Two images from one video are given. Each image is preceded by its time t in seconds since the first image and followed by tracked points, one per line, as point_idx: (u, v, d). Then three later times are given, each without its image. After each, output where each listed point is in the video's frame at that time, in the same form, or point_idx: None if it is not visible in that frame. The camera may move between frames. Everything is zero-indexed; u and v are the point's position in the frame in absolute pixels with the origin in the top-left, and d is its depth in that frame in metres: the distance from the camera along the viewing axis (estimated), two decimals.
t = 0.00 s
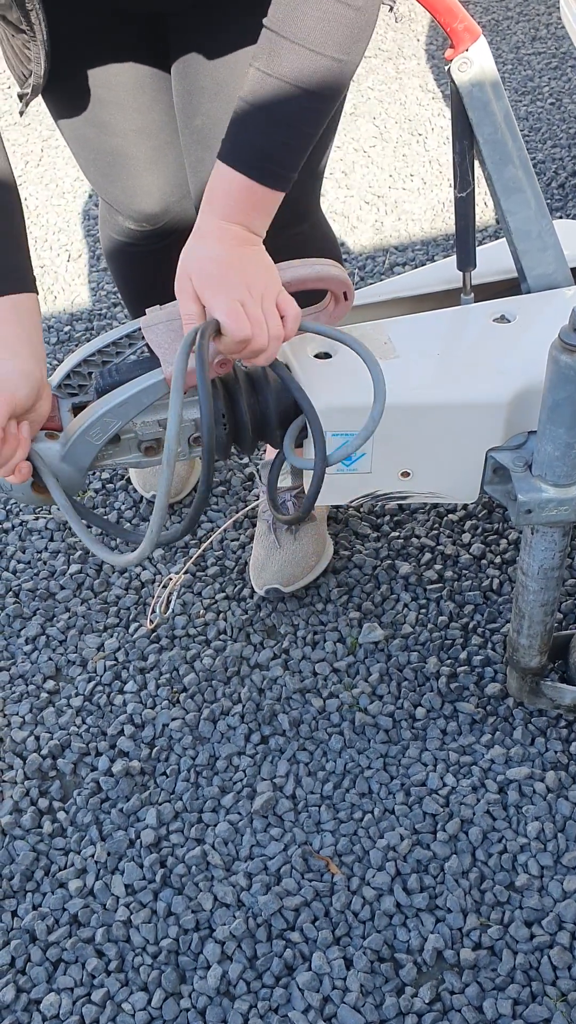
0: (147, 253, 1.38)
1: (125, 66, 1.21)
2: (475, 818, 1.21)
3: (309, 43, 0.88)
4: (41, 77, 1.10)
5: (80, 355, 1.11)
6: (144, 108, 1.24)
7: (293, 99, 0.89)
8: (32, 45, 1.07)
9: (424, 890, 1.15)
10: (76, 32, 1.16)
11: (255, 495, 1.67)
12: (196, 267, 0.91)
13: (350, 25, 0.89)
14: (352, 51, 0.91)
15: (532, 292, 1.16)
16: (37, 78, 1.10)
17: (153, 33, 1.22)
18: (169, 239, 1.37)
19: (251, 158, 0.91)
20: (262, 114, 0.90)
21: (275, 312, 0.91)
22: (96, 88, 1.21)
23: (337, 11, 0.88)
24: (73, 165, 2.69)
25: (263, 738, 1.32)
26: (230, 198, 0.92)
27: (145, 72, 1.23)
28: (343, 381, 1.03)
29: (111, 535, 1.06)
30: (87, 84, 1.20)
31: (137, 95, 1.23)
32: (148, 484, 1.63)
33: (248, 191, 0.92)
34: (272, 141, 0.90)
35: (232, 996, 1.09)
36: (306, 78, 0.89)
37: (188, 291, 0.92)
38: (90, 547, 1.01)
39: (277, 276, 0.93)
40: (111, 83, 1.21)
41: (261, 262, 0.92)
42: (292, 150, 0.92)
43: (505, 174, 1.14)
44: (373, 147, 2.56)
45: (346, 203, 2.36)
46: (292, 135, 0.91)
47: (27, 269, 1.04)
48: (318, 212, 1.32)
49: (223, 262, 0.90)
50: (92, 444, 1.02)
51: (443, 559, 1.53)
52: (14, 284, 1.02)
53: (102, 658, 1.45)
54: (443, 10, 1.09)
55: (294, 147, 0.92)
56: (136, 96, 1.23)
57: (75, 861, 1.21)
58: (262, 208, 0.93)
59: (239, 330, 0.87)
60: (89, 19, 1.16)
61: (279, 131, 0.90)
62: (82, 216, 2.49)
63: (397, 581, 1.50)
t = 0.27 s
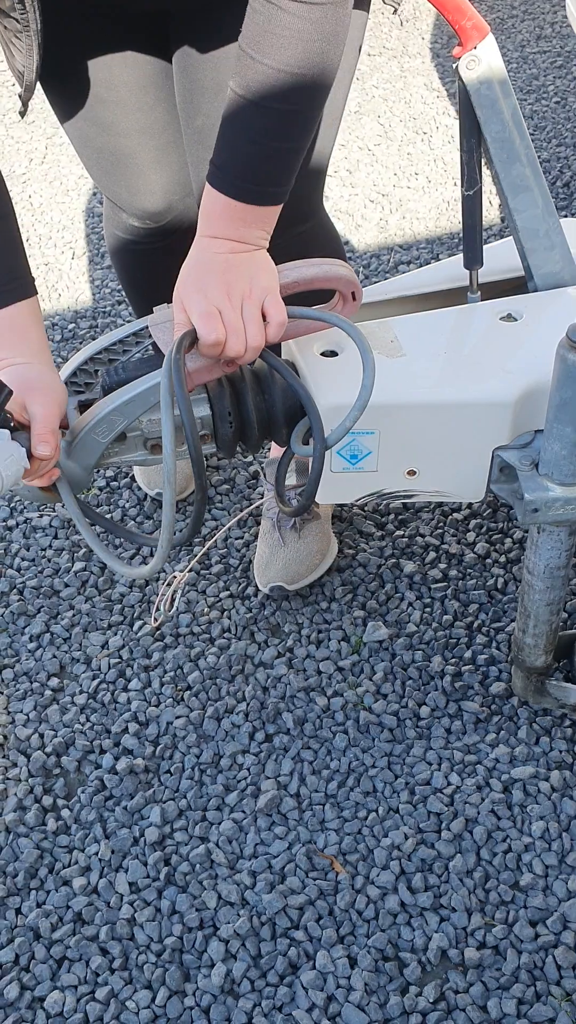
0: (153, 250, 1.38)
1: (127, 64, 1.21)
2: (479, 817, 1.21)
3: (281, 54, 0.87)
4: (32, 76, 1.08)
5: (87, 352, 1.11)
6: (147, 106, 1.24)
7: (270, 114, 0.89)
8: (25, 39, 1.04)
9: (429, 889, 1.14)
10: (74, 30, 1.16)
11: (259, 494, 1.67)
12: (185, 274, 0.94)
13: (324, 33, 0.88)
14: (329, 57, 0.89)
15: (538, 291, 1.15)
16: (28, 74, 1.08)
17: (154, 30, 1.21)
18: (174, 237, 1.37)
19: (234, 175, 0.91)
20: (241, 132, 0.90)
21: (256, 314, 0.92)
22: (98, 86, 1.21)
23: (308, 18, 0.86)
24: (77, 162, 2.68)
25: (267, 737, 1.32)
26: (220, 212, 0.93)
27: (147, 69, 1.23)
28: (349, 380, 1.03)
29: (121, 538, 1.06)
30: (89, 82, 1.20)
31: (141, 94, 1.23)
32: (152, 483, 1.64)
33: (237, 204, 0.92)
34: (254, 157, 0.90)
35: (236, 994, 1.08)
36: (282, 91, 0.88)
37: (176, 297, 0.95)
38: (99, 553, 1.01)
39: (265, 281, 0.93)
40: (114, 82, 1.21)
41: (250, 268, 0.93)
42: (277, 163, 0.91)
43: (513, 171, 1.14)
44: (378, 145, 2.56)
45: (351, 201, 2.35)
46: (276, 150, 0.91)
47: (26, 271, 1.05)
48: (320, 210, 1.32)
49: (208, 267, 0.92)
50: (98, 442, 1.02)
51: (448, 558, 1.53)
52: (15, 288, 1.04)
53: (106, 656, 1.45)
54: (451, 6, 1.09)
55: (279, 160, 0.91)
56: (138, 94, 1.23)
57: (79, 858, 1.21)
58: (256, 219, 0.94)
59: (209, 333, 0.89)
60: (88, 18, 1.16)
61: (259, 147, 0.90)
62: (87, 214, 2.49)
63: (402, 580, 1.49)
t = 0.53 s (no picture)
0: (162, 248, 1.38)
1: (130, 64, 1.21)
2: (485, 818, 1.20)
3: (243, 54, 0.86)
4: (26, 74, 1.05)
5: (96, 351, 1.11)
6: (152, 105, 1.24)
7: (240, 115, 0.88)
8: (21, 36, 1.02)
9: (434, 890, 1.14)
10: (75, 31, 1.17)
11: (265, 494, 1.67)
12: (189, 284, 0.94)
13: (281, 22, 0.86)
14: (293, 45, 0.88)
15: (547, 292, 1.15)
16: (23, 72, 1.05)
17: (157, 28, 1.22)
18: (183, 235, 1.38)
19: (216, 183, 0.91)
20: (216, 139, 0.89)
21: (263, 316, 0.92)
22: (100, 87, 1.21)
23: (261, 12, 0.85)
24: (84, 161, 2.68)
25: (273, 736, 1.32)
26: (213, 220, 0.93)
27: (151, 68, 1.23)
28: (358, 380, 1.03)
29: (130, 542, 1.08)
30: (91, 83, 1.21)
31: (145, 94, 1.23)
32: (158, 482, 1.64)
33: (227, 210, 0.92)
34: (232, 162, 0.90)
35: (241, 994, 1.08)
36: (248, 91, 0.87)
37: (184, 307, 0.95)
38: (105, 555, 1.03)
39: (270, 281, 0.93)
40: (118, 81, 1.21)
41: (253, 270, 0.94)
42: (258, 164, 0.90)
43: (523, 172, 1.14)
44: (384, 144, 2.55)
45: (357, 201, 2.35)
46: (255, 150, 0.90)
47: (36, 275, 1.03)
48: (324, 210, 1.32)
49: (212, 275, 0.93)
50: (106, 441, 1.02)
51: (454, 559, 1.53)
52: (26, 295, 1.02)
53: (112, 655, 1.45)
54: (462, 7, 1.09)
55: (261, 160, 0.90)
56: (143, 93, 1.22)
57: (84, 857, 1.21)
58: (250, 222, 0.93)
59: (217, 340, 0.90)
60: (89, 19, 1.17)
61: (236, 150, 0.89)
62: (94, 212, 2.49)
63: (408, 580, 1.49)
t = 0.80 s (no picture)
0: (167, 245, 1.38)
1: (132, 63, 1.22)
2: (490, 817, 1.21)
3: (237, 52, 0.86)
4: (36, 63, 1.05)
5: (105, 347, 1.12)
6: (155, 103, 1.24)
7: (237, 113, 0.88)
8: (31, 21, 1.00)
9: (439, 888, 1.15)
10: (75, 30, 1.18)
11: (270, 492, 1.67)
12: (198, 283, 0.94)
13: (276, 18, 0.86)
14: (289, 40, 0.87)
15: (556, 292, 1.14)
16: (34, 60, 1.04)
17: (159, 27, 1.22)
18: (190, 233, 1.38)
19: (217, 182, 0.91)
20: (214, 138, 0.89)
21: (272, 316, 0.92)
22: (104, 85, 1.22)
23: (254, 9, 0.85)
24: (89, 159, 2.68)
25: (278, 734, 1.32)
26: (217, 219, 0.93)
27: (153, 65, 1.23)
28: (365, 378, 1.03)
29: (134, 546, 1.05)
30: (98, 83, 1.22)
31: (148, 91, 1.23)
32: (164, 477, 1.64)
33: (230, 209, 0.92)
34: (231, 161, 0.90)
35: (246, 991, 1.09)
36: (245, 89, 0.87)
37: (193, 306, 0.95)
38: (110, 556, 0.99)
39: (279, 280, 0.93)
40: (121, 78, 1.22)
41: (262, 269, 0.93)
42: (257, 162, 0.90)
43: (532, 170, 1.14)
44: (390, 143, 2.55)
45: (363, 198, 2.35)
46: (254, 148, 0.89)
47: (54, 268, 0.98)
48: (323, 211, 1.32)
49: (221, 275, 0.93)
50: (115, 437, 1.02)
51: (460, 558, 1.53)
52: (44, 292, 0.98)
53: (117, 651, 1.45)
54: (472, 5, 1.09)
55: (262, 160, 0.90)
56: (146, 91, 1.23)
57: (90, 853, 1.21)
58: (256, 220, 0.93)
59: (227, 342, 0.90)
60: (90, 19, 1.17)
61: (235, 149, 0.89)
62: (100, 209, 2.49)
63: (413, 578, 1.50)
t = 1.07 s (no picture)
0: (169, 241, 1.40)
1: (135, 60, 1.21)
2: (491, 816, 1.21)
3: (242, 52, 0.86)
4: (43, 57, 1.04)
5: (108, 346, 1.12)
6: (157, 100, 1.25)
7: (242, 113, 0.88)
8: (37, 15, 1.00)
9: (440, 886, 1.15)
10: (75, 30, 1.18)
11: (272, 490, 1.67)
12: (202, 282, 0.95)
13: (282, 18, 0.86)
14: (295, 41, 0.88)
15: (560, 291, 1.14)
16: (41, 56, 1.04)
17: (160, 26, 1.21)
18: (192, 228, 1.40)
19: (222, 180, 0.91)
20: (218, 136, 0.90)
21: (275, 315, 0.92)
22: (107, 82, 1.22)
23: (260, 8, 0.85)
24: (93, 157, 2.69)
25: (279, 732, 1.32)
26: (221, 217, 0.93)
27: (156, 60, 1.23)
28: (368, 377, 1.03)
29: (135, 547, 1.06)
30: (100, 82, 1.22)
31: (151, 88, 1.23)
32: (166, 474, 1.64)
33: (233, 208, 0.92)
34: (236, 159, 0.90)
35: (247, 987, 1.09)
36: (250, 88, 0.87)
37: (196, 305, 0.96)
38: (110, 555, 1.00)
39: (282, 278, 0.93)
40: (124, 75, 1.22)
41: (266, 267, 0.94)
42: (261, 161, 0.90)
43: (535, 170, 1.14)
44: (393, 142, 2.55)
45: (366, 198, 2.35)
46: (258, 148, 0.90)
47: (59, 267, 0.98)
48: (320, 212, 1.32)
49: (225, 273, 0.93)
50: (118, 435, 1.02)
51: (462, 557, 1.53)
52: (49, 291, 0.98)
53: (119, 649, 1.45)
54: (477, 5, 1.09)
55: (266, 159, 0.90)
56: (148, 88, 1.23)
57: (92, 850, 1.21)
58: (260, 219, 0.93)
59: (229, 341, 0.90)
60: (90, 19, 1.17)
61: (239, 148, 0.89)
62: (103, 208, 2.50)
63: (415, 577, 1.50)
